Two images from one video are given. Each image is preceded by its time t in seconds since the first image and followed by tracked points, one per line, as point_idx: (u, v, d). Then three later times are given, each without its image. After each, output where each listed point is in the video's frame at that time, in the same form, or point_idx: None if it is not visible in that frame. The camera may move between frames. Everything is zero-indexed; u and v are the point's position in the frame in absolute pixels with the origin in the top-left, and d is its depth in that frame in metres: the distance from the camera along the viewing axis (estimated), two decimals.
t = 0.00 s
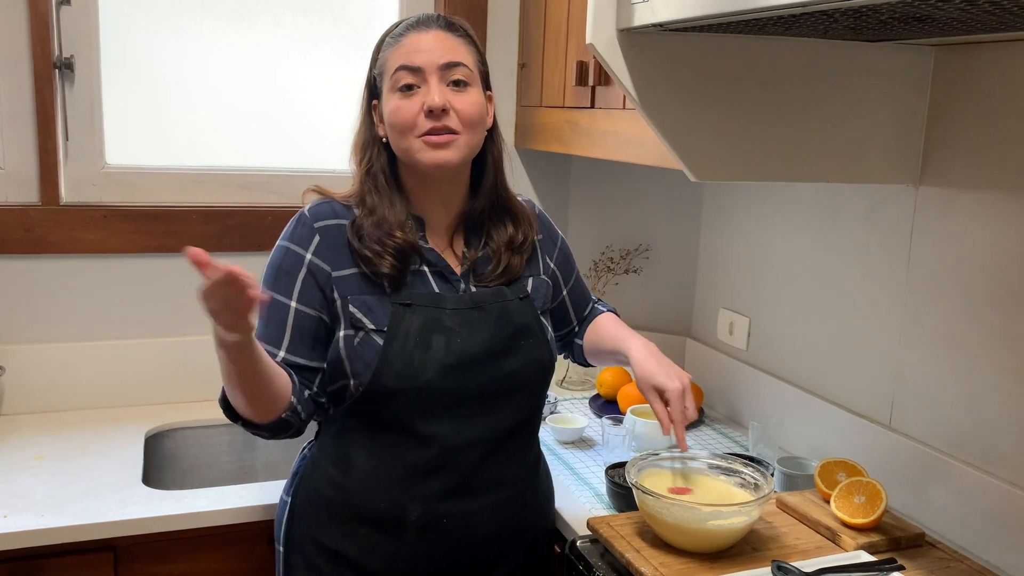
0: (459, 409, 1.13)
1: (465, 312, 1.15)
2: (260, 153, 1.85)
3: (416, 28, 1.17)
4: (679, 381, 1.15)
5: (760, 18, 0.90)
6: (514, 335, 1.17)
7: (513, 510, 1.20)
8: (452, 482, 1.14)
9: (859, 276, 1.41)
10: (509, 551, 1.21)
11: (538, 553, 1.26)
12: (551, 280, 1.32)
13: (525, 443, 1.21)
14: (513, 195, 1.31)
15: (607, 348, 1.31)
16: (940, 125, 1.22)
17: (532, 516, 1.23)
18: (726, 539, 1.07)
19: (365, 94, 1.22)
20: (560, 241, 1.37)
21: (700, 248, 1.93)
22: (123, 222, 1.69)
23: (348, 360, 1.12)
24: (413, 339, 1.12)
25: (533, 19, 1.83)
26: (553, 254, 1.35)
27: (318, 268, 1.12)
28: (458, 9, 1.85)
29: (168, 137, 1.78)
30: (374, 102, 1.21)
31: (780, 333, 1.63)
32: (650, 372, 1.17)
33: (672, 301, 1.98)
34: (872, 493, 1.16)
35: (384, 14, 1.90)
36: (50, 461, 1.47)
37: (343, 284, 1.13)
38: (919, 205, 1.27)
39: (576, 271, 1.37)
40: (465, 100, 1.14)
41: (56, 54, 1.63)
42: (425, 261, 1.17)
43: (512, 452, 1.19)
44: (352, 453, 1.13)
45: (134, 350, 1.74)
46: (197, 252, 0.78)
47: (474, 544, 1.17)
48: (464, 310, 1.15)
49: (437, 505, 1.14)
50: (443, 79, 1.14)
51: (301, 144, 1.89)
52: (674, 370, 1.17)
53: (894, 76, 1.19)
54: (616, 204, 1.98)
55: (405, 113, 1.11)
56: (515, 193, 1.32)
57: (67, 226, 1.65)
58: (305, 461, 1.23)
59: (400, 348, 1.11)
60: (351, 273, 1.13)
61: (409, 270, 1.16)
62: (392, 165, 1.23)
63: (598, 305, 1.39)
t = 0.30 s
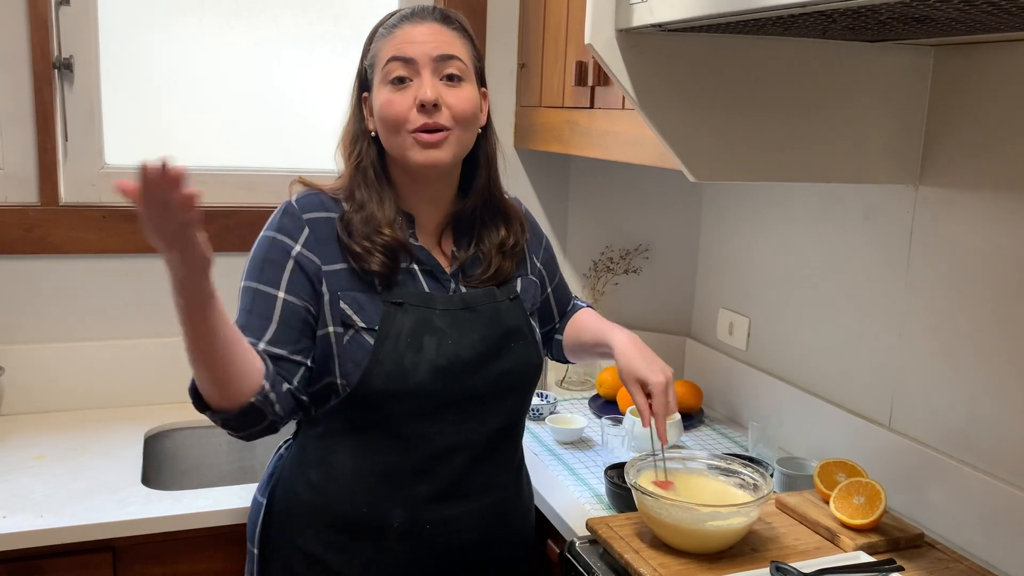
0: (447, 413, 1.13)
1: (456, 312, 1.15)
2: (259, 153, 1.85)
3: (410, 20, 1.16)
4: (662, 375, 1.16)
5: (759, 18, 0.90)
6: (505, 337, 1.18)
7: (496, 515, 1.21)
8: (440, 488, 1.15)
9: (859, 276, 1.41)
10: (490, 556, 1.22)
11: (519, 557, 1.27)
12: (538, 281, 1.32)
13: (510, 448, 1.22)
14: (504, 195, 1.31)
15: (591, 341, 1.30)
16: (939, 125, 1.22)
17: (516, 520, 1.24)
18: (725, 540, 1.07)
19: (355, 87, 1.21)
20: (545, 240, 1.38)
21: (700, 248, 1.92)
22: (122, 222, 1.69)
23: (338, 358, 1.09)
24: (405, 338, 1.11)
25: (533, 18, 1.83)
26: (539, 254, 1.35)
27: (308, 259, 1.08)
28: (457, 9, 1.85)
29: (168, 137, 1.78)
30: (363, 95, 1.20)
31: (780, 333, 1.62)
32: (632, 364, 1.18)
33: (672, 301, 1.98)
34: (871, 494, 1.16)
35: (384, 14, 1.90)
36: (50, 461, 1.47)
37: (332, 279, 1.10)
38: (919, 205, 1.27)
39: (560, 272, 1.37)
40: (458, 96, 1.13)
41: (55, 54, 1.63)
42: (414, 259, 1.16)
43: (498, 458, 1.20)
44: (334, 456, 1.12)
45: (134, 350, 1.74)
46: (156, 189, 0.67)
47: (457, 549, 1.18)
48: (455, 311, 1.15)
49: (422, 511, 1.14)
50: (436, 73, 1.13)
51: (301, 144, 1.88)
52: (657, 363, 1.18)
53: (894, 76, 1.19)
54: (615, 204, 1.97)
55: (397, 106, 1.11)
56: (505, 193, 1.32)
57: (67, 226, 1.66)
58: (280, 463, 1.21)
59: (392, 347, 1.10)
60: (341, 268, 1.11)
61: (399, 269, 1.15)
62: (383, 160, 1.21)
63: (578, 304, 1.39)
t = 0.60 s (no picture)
0: (436, 420, 1.13)
1: (445, 316, 1.15)
2: (262, 153, 1.86)
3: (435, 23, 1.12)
4: (658, 366, 1.17)
5: (761, 18, 0.89)
6: (494, 341, 1.18)
7: (486, 521, 1.21)
8: (426, 498, 1.14)
9: (861, 277, 1.41)
10: (481, 562, 1.22)
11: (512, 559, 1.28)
12: (526, 281, 1.32)
13: (500, 455, 1.22)
14: (494, 199, 1.30)
15: (576, 335, 1.30)
16: (942, 125, 1.22)
17: (506, 523, 1.24)
18: (728, 541, 1.07)
19: (356, 75, 1.16)
20: (530, 240, 1.37)
21: (702, 248, 1.92)
22: (124, 222, 1.69)
23: (323, 368, 1.10)
24: (392, 344, 1.10)
25: (535, 18, 1.83)
26: (526, 255, 1.35)
27: (284, 274, 1.09)
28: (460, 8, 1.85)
29: (170, 137, 1.78)
30: (366, 86, 1.15)
31: (782, 333, 1.62)
32: (628, 358, 1.18)
33: (674, 301, 1.97)
34: (874, 495, 1.16)
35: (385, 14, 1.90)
36: (52, 461, 1.47)
37: (312, 290, 1.10)
38: (921, 206, 1.27)
39: (542, 272, 1.37)
40: (477, 115, 1.13)
41: (57, 55, 1.64)
42: (403, 264, 1.15)
43: (486, 466, 1.19)
44: (323, 466, 1.12)
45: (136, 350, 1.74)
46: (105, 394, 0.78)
47: (446, 556, 1.18)
48: (443, 314, 1.15)
49: (410, 521, 1.14)
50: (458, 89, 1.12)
51: (303, 144, 1.89)
52: (651, 355, 1.18)
53: (897, 76, 1.19)
54: (617, 204, 1.97)
55: (417, 119, 1.09)
56: (496, 196, 1.32)
57: (69, 226, 1.66)
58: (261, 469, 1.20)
59: (379, 355, 1.10)
60: (321, 278, 1.11)
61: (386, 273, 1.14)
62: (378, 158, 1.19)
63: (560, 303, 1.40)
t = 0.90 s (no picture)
0: (429, 426, 1.13)
1: (435, 320, 1.15)
2: (267, 154, 1.86)
3: (428, 34, 1.11)
4: (663, 374, 1.17)
5: (767, 20, 0.89)
6: (485, 345, 1.17)
7: (482, 526, 1.20)
8: (425, 504, 1.14)
9: (866, 279, 1.40)
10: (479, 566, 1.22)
11: (509, 564, 1.27)
12: (521, 285, 1.32)
13: (494, 460, 1.21)
14: (491, 204, 1.30)
15: (577, 346, 1.30)
16: (948, 127, 1.22)
17: (502, 529, 1.24)
18: (733, 544, 1.07)
19: (351, 79, 1.16)
20: (525, 243, 1.37)
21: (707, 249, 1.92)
22: (129, 222, 1.69)
23: (313, 378, 1.10)
24: (382, 352, 1.10)
25: (540, 19, 1.83)
26: (521, 258, 1.35)
27: (270, 283, 1.09)
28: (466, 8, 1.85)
29: (175, 138, 1.78)
30: (360, 91, 1.15)
31: (787, 335, 1.62)
32: (632, 369, 1.18)
33: (677, 303, 1.97)
34: (879, 497, 1.16)
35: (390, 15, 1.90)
36: (57, 462, 1.47)
37: (301, 299, 1.10)
38: (927, 208, 1.27)
39: (537, 275, 1.37)
40: (467, 130, 1.12)
41: (63, 55, 1.64)
42: (394, 268, 1.15)
43: (482, 471, 1.20)
44: (319, 475, 1.12)
45: (142, 350, 1.75)
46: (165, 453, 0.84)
47: (445, 562, 1.18)
48: (434, 319, 1.15)
49: (407, 527, 1.14)
50: (449, 103, 1.11)
51: (309, 145, 1.89)
52: (654, 363, 1.19)
53: (903, 77, 1.18)
54: (622, 206, 1.97)
55: (405, 133, 1.09)
56: (492, 201, 1.31)
57: (75, 227, 1.66)
58: (254, 480, 1.19)
59: (369, 363, 1.09)
60: (308, 287, 1.11)
61: (376, 278, 1.14)
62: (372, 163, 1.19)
63: (555, 308, 1.40)
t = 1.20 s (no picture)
0: (437, 424, 1.13)
1: (442, 320, 1.15)
2: (271, 156, 1.86)
3: (417, 31, 1.11)
4: (677, 391, 1.18)
5: (771, 22, 0.89)
6: (491, 343, 1.18)
7: (488, 524, 1.20)
8: (434, 502, 1.14)
9: (870, 281, 1.40)
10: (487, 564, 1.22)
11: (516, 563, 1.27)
12: (526, 284, 1.32)
13: (502, 459, 1.21)
14: (493, 203, 1.29)
15: (585, 359, 1.30)
16: (953, 129, 1.21)
17: (508, 527, 1.24)
18: (738, 546, 1.07)
19: (347, 84, 1.16)
20: (530, 243, 1.37)
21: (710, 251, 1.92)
22: (134, 224, 1.70)
23: (324, 379, 1.10)
24: (392, 351, 1.10)
25: (544, 21, 1.83)
26: (525, 258, 1.34)
27: (282, 288, 1.09)
28: (470, 11, 1.86)
29: (179, 140, 1.79)
30: (355, 95, 1.15)
31: (791, 338, 1.62)
32: (645, 386, 1.18)
33: (681, 305, 1.97)
34: (883, 500, 1.16)
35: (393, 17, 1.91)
36: (61, 463, 1.47)
37: (314, 303, 1.10)
38: (931, 210, 1.27)
39: (544, 276, 1.37)
40: (459, 125, 1.13)
41: (68, 58, 1.65)
42: (401, 269, 1.15)
43: (489, 469, 1.20)
44: (326, 474, 1.12)
45: (146, 352, 1.75)
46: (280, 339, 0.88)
47: (453, 560, 1.18)
48: (440, 318, 1.15)
49: (417, 524, 1.14)
50: (441, 99, 1.12)
51: (313, 147, 1.89)
52: (668, 379, 1.19)
53: (908, 80, 1.18)
54: (626, 208, 1.97)
55: (398, 130, 1.09)
56: (493, 200, 1.31)
57: (80, 229, 1.67)
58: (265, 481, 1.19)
59: (377, 363, 1.10)
60: (320, 289, 1.11)
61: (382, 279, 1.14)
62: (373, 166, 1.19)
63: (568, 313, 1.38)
